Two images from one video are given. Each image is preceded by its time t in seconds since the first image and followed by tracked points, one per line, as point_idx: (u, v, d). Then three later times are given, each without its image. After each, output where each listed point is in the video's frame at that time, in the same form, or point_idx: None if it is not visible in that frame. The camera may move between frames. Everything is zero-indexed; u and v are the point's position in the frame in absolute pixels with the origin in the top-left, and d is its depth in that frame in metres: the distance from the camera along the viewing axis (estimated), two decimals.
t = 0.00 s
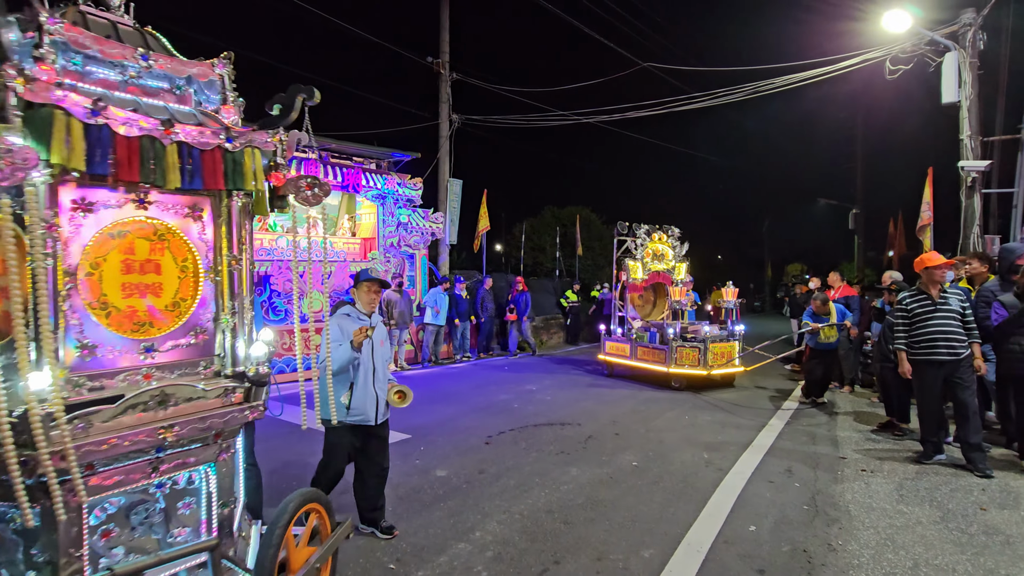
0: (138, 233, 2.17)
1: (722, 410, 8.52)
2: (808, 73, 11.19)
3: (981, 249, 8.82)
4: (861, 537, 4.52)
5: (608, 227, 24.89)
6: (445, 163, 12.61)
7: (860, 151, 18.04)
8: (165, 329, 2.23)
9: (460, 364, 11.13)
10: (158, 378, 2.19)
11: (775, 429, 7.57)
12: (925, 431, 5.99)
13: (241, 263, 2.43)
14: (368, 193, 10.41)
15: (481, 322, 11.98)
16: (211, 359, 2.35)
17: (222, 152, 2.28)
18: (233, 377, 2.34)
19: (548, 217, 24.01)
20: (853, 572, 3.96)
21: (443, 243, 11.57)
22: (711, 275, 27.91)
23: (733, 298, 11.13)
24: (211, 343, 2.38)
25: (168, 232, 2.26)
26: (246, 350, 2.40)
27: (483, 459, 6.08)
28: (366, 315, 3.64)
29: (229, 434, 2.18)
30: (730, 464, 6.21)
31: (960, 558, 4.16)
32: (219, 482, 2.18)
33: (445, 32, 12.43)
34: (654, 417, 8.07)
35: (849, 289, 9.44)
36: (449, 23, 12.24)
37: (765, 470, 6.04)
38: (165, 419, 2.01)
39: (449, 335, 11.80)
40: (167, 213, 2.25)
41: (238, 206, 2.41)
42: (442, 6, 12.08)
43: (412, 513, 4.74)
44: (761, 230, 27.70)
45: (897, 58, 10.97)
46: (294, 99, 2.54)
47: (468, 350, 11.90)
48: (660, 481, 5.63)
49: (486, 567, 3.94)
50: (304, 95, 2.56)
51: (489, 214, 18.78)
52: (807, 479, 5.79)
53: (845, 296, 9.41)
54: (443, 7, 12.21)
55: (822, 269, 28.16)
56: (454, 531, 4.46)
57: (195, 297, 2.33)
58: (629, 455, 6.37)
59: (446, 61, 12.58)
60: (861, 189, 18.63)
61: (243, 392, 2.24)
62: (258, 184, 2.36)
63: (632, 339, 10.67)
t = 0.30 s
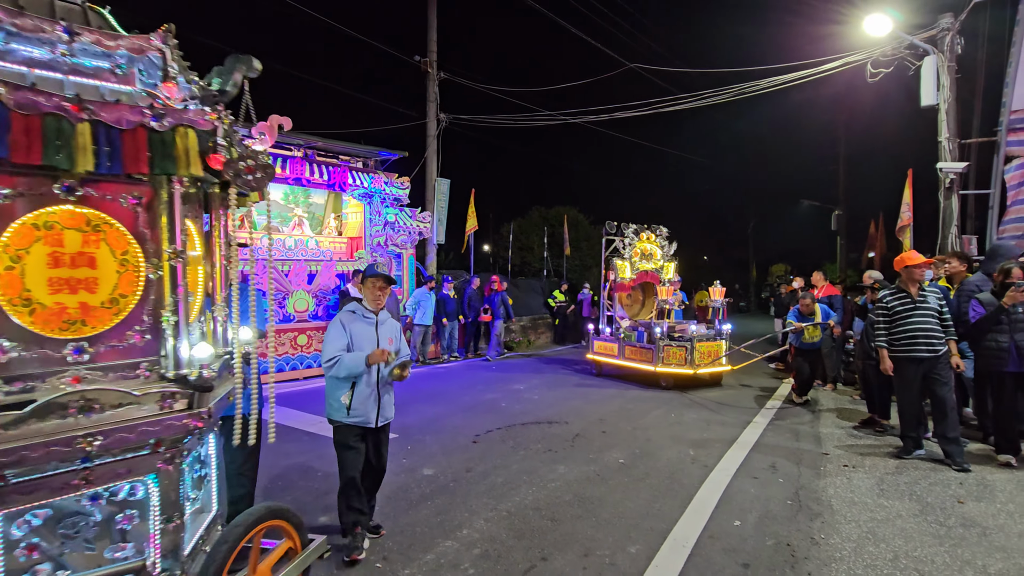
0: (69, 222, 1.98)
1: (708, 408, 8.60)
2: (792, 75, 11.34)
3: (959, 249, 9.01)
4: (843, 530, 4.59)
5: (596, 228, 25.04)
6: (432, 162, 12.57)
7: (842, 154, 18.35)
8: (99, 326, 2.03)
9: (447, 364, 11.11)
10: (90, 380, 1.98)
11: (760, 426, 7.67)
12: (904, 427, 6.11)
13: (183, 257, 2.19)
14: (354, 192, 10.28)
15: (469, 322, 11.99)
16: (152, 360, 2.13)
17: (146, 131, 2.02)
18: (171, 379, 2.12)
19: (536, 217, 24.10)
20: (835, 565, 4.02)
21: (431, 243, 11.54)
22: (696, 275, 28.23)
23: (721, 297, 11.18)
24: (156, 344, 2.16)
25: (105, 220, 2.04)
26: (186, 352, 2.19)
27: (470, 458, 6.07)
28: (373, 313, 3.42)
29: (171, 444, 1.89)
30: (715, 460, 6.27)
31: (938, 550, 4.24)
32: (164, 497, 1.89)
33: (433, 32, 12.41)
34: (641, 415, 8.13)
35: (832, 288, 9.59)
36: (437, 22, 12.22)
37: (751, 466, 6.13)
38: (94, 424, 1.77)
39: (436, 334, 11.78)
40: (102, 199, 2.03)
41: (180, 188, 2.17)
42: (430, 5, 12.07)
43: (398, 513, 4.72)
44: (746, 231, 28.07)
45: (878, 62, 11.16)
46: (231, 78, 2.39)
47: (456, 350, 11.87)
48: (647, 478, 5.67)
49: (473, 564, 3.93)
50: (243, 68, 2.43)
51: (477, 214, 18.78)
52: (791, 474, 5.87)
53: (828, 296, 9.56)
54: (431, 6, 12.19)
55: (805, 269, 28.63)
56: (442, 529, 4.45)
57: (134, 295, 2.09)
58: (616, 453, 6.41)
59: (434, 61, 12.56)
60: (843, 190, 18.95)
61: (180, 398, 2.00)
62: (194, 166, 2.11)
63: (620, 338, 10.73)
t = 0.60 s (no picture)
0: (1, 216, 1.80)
1: (700, 407, 8.66)
2: (782, 76, 11.45)
3: (947, 249, 9.12)
4: (833, 526, 4.64)
5: (589, 227, 25.11)
6: (425, 162, 12.56)
7: (832, 155, 18.53)
8: (33, 327, 1.81)
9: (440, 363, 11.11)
10: (22, 387, 1.75)
11: (752, 423, 7.74)
12: (893, 425, 6.18)
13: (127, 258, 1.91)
14: (346, 191, 10.24)
15: (462, 322, 11.98)
16: (94, 365, 1.89)
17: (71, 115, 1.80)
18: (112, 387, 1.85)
19: (529, 217, 24.12)
20: (825, 560, 4.07)
21: (424, 242, 11.53)
22: (689, 275, 28.38)
23: (717, 297, 11.09)
24: (100, 349, 1.91)
25: (43, 213, 1.86)
26: (130, 356, 1.93)
27: (463, 457, 6.07)
28: (374, 315, 3.34)
29: (113, 457, 1.75)
30: (707, 458, 6.32)
31: (925, 545, 4.30)
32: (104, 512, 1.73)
33: (426, 31, 12.38)
34: (634, 413, 8.17)
35: (822, 288, 9.68)
36: (430, 21, 12.20)
37: (742, 463, 6.17)
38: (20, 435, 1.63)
39: (429, 334, 11.77)
40: (39, 188, 1.84)
41: (123, 176, 1.91)
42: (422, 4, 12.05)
43: (391, 512, 4.71)
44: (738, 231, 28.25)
45: (867, 63, 11.27)
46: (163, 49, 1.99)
47: (449, 350, 11.87)
48: (639, 476, 5.70)
49: (467, 562, 3.94)
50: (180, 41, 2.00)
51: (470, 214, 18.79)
52: (782, 471, 5.92)
53: (819, 295, 9.66)
54: (424, 5, 12.18)
55: (796, 269, 28.88)
56: (435, 527, 4.45)
57: (73, 294, 1.87)
58: (609, 451, 6.44)
59: (426, 60, 12.54)
60: (834, 191, 19.12)
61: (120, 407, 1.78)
62: (127, 153, 1.85)
63: (614, 338, 10.77)
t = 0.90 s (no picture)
0: None
1: (694, 405, 8.72)
2: (776, 76, 11.53)
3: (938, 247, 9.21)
4: (824, 522, 4.69)
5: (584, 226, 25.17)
6: (420, 161, 12.57)
7: (825, 155, 18.66)
8: None
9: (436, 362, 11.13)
10: None
11: (745, 421, 7.81)
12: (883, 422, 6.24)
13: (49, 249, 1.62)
14: (341, 189, 10.22)
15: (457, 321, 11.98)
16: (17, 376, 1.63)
17: None
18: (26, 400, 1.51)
19: (524, 216, 24.16)
20: (817, 556, 4.11)
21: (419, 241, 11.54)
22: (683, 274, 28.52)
23: (716, 295, 11.20)
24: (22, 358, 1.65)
25: None
26: (48, 363, 1.62)
27: (458, 455, 6.09)
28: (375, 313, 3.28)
29: (29, 477, 1.42)
30: (702, 455, 6.36)
31: (915, 539, 4.36)
32: (31, 535, 1.43)
33: (420, 30, 12.39)
34: (629, 411, 8.22)
35: (816, 287, 9.74)
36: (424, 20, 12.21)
37: (736, 460, 6.22)
38: None
39: (424, 333, 11.78)
40: None
41: (40, 164, 1.61)
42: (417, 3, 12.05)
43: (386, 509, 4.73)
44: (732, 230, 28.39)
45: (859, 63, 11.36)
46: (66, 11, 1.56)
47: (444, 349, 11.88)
48: (634, 473, 5.74)
49: (462, 559, 3.96)
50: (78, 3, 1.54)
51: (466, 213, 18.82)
52: (775, 468, 5.98)
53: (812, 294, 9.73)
54: (418, 4, 12.18)
55: (790, 268, 29.09)
56: (431, 525, 4.47)
57: None
58: (604, 449, 6.48)
59: (421, 59, 12.54)
60: (827, 190, 19.25)
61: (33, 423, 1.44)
62: (27, 136, 1.51)
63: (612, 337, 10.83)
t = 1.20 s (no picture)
0: None
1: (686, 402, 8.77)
2: (768, 74, 11.58)
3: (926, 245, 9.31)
4: (814, 515, 4.74)
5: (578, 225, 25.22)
6: (413, 160, 12.54)
7: (816, 153, 18.79)
8: None
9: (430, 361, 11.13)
10: None
11: (737, 417, 7.87)
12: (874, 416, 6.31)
13: None
14: (334, 188, 10.18)
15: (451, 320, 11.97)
16: None
17: None
18: None
19: (517, 215, 24.17)
20: (806, 549, 4.16)
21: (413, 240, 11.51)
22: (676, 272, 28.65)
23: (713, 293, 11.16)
24: None
25: None
26: None
27: (451, 453, 6.10)
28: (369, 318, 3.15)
29: None
30: (694, 451, 6.42)
31: (903, 531, 4.42)
32: None
33: (413, 28, 12.36)
34: (621, 409, 8.26)
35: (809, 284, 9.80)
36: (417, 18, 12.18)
37: (727, 456, 6.27)
38: None
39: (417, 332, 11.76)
40: None
41: None
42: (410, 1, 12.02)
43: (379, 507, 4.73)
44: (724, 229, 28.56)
45: (850, 62, 11.44)
46: None
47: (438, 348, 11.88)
48: (627, 469, 5.78)
49: (456, 555, 3.98)
50: None
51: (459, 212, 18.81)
52: (766, 463, 6.03)
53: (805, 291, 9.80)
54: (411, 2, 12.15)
55: (782, 266, 29.29)
56: (424, 522, 4.47)
57: None
58: (596, 445, 6.52)
59: (414, 57, 12.49)
60: (818, 189, 19.40)
61: None
62: None
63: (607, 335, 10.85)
